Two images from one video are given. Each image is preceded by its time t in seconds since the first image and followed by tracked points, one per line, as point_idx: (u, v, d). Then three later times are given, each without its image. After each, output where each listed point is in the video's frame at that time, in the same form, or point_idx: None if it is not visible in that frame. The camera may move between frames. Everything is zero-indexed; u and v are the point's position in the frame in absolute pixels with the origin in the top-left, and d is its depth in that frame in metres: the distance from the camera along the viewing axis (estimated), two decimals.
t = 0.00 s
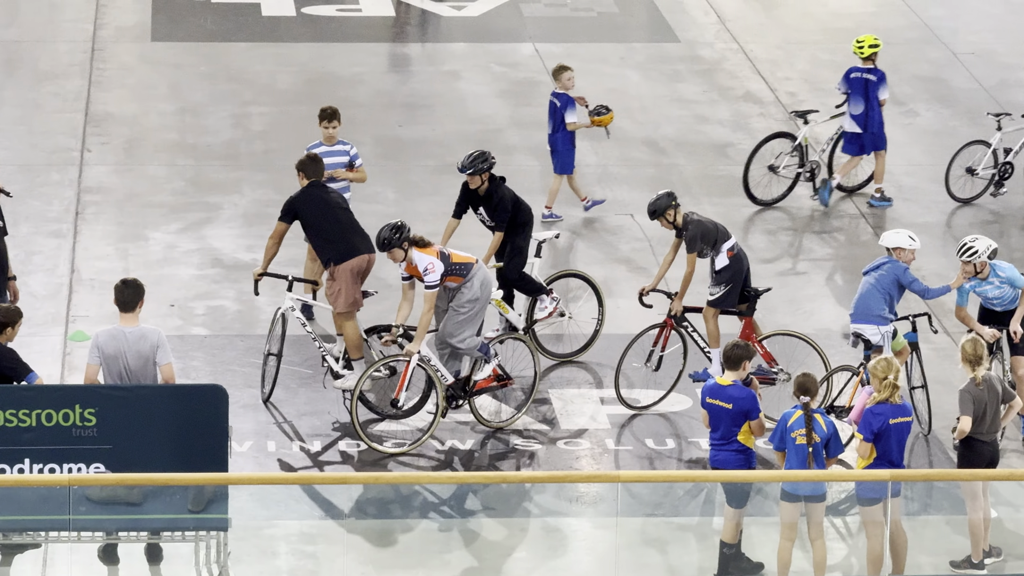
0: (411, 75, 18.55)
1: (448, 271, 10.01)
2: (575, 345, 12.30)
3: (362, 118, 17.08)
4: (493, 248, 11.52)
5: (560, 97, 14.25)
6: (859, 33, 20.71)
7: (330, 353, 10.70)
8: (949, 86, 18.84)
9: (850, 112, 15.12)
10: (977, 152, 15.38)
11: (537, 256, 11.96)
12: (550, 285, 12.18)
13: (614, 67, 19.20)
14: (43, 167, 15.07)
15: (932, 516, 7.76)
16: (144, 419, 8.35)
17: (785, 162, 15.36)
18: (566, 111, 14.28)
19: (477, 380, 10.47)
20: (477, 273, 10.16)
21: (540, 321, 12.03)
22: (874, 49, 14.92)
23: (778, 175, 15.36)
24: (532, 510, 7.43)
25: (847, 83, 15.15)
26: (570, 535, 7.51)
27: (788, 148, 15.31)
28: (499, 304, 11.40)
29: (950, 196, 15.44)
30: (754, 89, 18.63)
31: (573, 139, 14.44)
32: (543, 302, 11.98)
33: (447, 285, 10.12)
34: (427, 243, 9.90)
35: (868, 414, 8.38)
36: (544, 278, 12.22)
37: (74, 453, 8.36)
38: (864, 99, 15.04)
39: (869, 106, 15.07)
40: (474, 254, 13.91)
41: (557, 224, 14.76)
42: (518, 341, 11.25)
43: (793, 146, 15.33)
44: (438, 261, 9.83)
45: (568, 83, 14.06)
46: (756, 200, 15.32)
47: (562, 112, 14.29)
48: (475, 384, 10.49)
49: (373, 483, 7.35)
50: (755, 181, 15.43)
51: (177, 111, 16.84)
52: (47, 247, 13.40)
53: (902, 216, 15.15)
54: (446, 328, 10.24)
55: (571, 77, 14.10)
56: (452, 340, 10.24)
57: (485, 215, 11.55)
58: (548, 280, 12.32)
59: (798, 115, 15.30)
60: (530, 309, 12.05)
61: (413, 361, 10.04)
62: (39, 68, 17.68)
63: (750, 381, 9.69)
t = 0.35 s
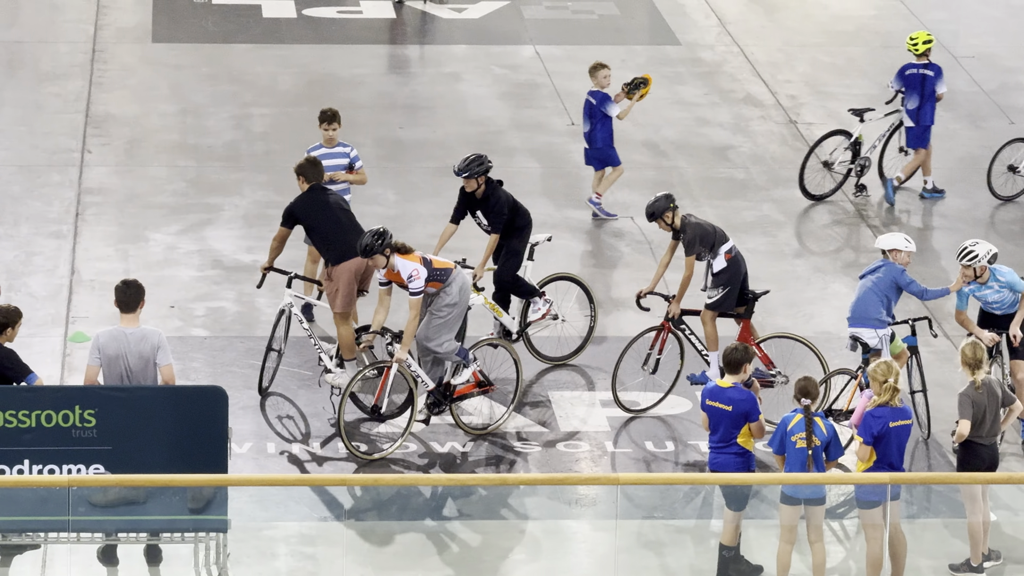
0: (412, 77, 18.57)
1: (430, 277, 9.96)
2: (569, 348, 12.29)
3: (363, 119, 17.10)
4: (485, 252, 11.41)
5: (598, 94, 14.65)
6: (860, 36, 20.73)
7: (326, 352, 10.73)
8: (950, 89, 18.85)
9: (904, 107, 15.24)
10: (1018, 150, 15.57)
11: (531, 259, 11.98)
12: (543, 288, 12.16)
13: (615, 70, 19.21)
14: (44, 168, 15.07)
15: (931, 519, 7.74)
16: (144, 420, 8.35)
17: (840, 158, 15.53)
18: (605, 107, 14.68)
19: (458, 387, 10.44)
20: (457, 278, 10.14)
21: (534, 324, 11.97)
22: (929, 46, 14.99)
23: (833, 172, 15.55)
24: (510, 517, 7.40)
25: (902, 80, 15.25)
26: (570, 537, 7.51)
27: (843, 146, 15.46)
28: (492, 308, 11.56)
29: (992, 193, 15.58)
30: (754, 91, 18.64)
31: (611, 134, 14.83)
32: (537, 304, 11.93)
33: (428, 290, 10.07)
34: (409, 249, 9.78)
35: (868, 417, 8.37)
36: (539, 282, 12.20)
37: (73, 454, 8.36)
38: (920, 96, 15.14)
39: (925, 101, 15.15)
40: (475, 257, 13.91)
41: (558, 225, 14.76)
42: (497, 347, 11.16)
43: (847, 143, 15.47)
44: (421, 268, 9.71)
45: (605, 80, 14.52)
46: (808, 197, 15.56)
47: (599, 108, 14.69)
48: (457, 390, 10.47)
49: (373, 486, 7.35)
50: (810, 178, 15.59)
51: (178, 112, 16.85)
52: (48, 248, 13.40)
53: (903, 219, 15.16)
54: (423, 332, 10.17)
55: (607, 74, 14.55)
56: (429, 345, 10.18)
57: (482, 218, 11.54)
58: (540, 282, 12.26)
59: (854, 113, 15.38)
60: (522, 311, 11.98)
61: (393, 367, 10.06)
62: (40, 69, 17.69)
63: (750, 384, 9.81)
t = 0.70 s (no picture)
0: (413, 76, 18.56)
1: (413, 277, 9.87)
2: (578, 347, 12.35)
3: (363, 118, 17.09)
4: (486, 248, 11.44)
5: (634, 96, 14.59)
6: (860, 37, 20.73)
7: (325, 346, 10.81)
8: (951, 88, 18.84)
9: (958, 101, 15.35)
10: None
11: (542, 256, 11.97)
12: (553, 287, 12.19)
13: (616, 69, 19.21)
14: (44, 166, 15.07)
15: (930, 519, 7.75)
16: (144, 418, 8.35)
17: (887, 149, 15.67)
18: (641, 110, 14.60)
19: (442, 390, 10.35)
20: (441, 279, 10.04)
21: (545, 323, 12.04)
22: (983, 40, 15.19)
23: (880, 163, 15.70)
24: (491, 521, 7.41)
25: (954, 74, 15.36)
26: (570, 536, 7.51)
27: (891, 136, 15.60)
28: (503, 304, 11.72)
29: None
30: (755, 91, 18.64)
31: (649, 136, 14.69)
32: (547, 304, 11.98)
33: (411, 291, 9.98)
34: (392, 249, 9.71)
35: (868, 417, 8.37)
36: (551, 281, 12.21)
37: (73, 452, 8.36)
38: (974, 89, 15.29)
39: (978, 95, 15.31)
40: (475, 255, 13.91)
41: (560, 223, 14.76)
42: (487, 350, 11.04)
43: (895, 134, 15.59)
44: (403, 268, 9.61)
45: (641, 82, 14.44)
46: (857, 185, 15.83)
47: (638, 112, 14.59)
48: (440, 393, 10.37)
49: (373, 484, 7.34)
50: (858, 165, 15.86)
51: (179, 110, 16.85)
52: (48, 246, 13.39)
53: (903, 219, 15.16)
54: (405, 332, 10.09)
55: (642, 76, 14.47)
56: (411, 345, 10.09)
57: (477, 211, 11.53)
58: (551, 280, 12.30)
59: (902, 106, 15.47)
60: (534, 310, 12.04)
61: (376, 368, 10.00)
62: (41, 67, 17.68)
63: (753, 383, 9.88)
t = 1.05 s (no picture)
0: (414, 73, 18.55)
1: (397, 277, 9.84)
2: (588, 343, 12.36)
3: (365, 115, 17.08)
4: (494, 244, 11.46)
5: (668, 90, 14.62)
6: (862, 34, 20.72)
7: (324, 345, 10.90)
8: (953, 86, 18.83)
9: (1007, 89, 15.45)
10: None
11: (552, 251, 11.97)
12: (562, 283, 12.16)
13: (618, 66, 19.20)
14: (45, 163, 15.07)
15: (932, 516, 7.76)
16: (145, 414, 8.35)
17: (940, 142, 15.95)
18: (671, 104, 14.61)
19: (427, 390, 10.28)
20: (425, 279, 10.02)
21: (553, 319, 12.02)
22: None
23: (932, 154, 15.97)
24: (477, 522, 7.41)
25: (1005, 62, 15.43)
26: (571, 533, 7.51)
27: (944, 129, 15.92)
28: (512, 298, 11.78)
29: None
30: (757, 89, 18.63)
31: (676, 133, 14.85)
32: (555, 300, 11.97)
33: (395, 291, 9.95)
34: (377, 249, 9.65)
35: (869, 414, 8.38)
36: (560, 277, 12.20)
37: (74, 448, 8.37)
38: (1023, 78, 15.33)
39: None
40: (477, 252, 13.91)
41: (561, 219, 14.75)
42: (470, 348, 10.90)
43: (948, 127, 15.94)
44: (387, 268, 9.56)
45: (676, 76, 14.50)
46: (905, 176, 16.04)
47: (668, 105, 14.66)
48: (425, 393, 10.30)
49: (374, 479, 7.37)
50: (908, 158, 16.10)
51: (180, 107, 16.84)
52: (49, 242, 13.39)
53: (905, 216, 15.15)
54: (388, 330, 10.04)
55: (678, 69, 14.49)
56: (393, 343, 10.04)
57: (481, 206, 11.54)
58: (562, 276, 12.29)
59: (956, 99, 15.77)
60: (542, 305, 12.02)
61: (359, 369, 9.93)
62: (42, 63, 17.67)
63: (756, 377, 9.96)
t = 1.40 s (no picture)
0: (415, 70, 18.54)
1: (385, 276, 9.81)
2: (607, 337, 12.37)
3: (365, 112, 17.08)
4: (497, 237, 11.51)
5: (695, 82, 14.71)
6: (863, 31, 20.72)
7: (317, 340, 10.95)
8: (953, 84, 18.83)
9: None
10: None
11: (572, 249, 11.99)
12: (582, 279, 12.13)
13: (619, 63, 19.19)
14: (46, 159, 15.07)
15: (933, 513, 7.76)
16: (146, 411, 8.36)
17: (983, 130, 16.16)
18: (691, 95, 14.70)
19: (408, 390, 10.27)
20: (411, 275, 9.99)
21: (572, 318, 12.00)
22: None
23: (976, 143, 16.18)
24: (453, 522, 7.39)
25: None
26: (571, 530, 7.50)
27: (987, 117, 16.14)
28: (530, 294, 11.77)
29: None
30: (757, 86, 18.62)
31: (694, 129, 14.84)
32: (574, 299, 11.95)
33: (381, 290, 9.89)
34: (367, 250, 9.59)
35: (868, 411, 8.38)
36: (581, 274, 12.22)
37: (74, 444, 8.37)
38: None
39: None
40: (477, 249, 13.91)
41: (562, 216, 14.75)
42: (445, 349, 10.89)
43: (991, 115, 16.15)
44: (381, 269, 9.54)
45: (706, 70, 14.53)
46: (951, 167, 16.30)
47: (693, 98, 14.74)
48: (407, 393, 10.29)
49: (373, 476, 7.37)
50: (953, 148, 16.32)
51: (181, 104, 16.84)
52: (50, 239, 13.40)
53: (905, 213, 15.14)
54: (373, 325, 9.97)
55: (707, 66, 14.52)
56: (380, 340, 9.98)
57: (482, 201, 11.53)
58: (584, 273, 12.26)
59: (1000, 87, 16.01)
60: (561, 303, 11.99)
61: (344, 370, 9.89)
62: (43, 60, 17.67)
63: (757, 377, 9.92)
